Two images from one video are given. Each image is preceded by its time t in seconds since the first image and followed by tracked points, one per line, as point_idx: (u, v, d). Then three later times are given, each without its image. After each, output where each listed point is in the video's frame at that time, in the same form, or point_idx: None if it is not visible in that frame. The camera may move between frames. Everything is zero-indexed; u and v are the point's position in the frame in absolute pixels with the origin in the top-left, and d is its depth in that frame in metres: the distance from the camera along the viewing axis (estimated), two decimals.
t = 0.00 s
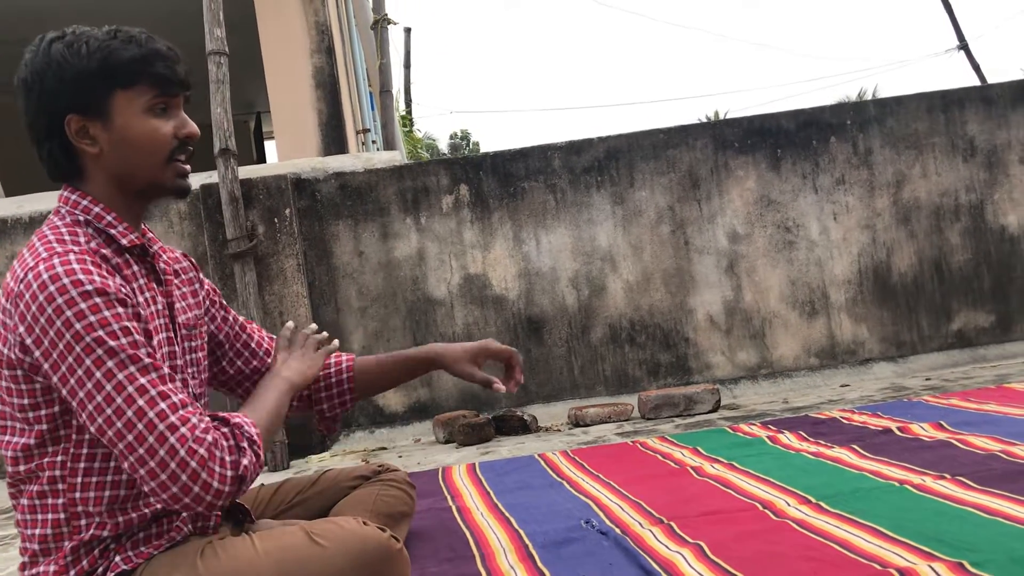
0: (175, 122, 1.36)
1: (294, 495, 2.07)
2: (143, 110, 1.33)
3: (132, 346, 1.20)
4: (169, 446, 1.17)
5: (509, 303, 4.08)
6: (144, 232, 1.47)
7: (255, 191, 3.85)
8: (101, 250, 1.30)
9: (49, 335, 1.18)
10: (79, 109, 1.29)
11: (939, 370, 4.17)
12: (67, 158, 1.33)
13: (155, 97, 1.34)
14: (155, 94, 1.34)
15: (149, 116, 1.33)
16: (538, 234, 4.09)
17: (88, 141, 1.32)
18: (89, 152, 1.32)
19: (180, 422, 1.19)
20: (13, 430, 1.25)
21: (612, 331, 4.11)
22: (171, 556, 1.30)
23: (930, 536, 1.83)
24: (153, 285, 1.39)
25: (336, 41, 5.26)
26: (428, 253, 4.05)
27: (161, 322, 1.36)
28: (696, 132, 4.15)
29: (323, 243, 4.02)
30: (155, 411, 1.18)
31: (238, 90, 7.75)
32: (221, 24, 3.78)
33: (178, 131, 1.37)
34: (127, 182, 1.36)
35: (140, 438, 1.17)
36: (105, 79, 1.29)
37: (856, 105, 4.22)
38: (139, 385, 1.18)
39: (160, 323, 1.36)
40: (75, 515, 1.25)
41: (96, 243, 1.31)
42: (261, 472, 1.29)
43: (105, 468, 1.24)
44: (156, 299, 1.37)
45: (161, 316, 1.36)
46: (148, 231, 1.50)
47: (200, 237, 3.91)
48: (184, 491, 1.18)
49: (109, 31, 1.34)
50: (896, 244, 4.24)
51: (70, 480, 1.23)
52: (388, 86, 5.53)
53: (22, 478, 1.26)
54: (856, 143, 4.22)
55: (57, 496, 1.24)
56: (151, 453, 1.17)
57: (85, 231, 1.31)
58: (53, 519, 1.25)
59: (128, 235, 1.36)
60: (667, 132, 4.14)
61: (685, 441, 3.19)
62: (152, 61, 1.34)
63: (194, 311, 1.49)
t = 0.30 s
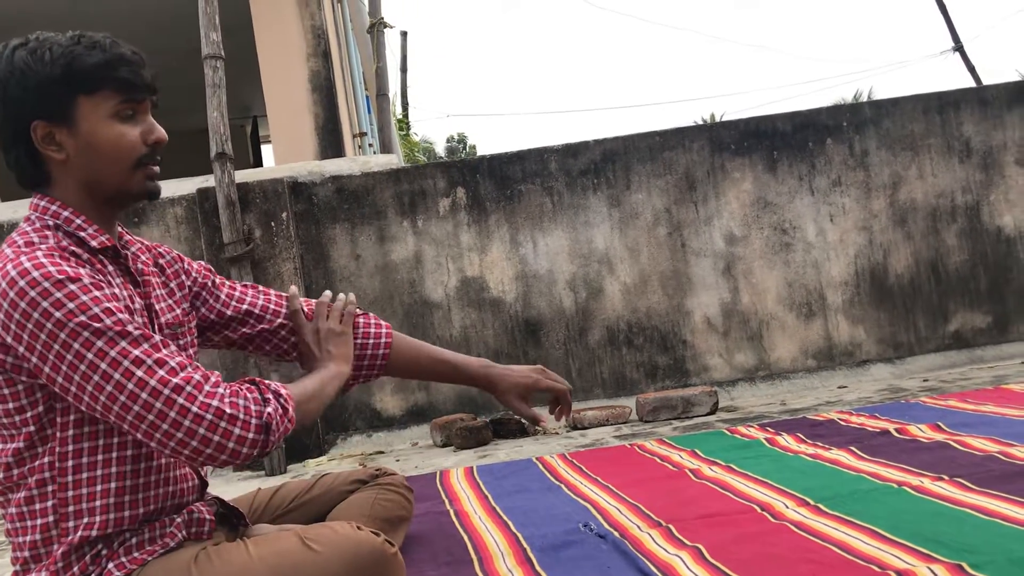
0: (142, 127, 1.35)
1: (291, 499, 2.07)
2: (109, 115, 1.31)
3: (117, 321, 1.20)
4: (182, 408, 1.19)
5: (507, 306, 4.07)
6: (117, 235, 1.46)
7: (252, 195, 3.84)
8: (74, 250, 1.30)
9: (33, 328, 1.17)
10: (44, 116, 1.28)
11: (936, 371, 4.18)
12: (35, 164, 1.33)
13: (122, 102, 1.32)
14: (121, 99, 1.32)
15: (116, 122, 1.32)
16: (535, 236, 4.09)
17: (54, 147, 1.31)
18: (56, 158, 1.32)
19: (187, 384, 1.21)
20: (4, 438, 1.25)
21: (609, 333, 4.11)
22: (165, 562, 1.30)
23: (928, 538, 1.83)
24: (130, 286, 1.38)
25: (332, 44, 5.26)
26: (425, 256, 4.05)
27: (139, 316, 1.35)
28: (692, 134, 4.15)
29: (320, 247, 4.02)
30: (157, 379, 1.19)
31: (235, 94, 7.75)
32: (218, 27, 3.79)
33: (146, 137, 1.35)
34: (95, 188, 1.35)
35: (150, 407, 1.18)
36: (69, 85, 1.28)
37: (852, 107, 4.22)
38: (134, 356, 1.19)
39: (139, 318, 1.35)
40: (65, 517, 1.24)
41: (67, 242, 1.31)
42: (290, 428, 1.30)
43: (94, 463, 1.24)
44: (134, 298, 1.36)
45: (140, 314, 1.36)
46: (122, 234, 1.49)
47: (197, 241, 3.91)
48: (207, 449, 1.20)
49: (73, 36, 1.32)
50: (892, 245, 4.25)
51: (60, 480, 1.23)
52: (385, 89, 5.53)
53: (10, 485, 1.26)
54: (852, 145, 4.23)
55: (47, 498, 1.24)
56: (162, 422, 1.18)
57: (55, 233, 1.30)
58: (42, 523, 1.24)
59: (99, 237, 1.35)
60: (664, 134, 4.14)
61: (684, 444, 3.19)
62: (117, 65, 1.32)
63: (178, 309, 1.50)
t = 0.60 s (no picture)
0: (136, 133, 1.34)
1: (293, 504, 2.07)
2: (101, 123, 1.30)
3: (115, 341, 1.19)
4: (163, 439, 1.18)
5: (508, 310, 4.07)
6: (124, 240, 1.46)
7: (253, 200, 3.84)
8: (75, 258, 1.29)
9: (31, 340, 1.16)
10: (37, 126, 1.28)
11: (939, 374, 4.17)
12: (34, 175, 1.33)
13: (113, 109, 1.31)
14: (111, 106, 1.31)
15: (108, 130, 1.31)
16: (536, 240, 4.09)
17: (50, 156, 1.31)
18: (53, 167, 1.32)
19: (173, 415, 1.20)
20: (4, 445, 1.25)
21: (611, 337, 4.10)
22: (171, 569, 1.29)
23: (934, 540, 1.82)
24: (132, 292, 1.38)
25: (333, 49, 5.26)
26: (427, 260, 4.05)
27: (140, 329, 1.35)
28: (694, 137, 4.15)
29: (321, 251, 4.01)
30: (144, 405, 1.18)
31: (236, 99, 7.76)
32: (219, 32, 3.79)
33: (140, 142, 1.34)
34: (93, 196, 1.35)
35: (132, 433, 1.17)
36: (57, 94, 1.27)
37: (853, 109, 4.22)
38: (125, 379, 1.18)
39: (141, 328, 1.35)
40: (67, 526, 1.23)
41: (69, 250, 1.30)
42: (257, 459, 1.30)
43: (89, 476, 1.22)
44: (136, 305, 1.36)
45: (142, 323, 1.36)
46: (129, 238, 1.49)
47: (198, 246, 3.91)
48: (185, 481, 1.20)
49: (62, 42, 1.30)
50: (894, 247, 4.24)
51: (59, 490, 1.22)
52: (386, 94, 5.54)
53: (12, 492, 1.26)
54: (853, 147, 4.22)
55: (49, 507, 1.23)
56: (145, 450, 1.17)
57: (58, 240, 1.30)
58: (45, 530, 1.23)
59: (101, 243, 1.34)
60: (665, 137, 4.14)
61: (686, 447, 3.18)
62: (107, 70, 1.30)
63: (183, 318, 1.50)
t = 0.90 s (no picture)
0: (181, 135, 1.40)
1: (302, 507, 2.08)
2: (148, 125, 1.36)
3: (37, 400, 1.11)
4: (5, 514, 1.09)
5: (514, 312, 4.08)
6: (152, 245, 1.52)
7: (259, 204, 3.86)
8: (102, 274, 1.30)
9: None
10: (83, 128, 1.32)
11: (946, 373, 4.16)
12: (77, 176, 1.37)
13: (159, 110, 1.37)
14: (157, 107, 1.37)
15: (154, 131, 1.36)
16: (541, 242, 4.10)
17: (95, 159, 1.35)
18: (97, 170, 1.36)
19: (21, 497, 1.09)
20: None
21: (617, 338, 4.11)
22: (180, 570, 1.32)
23: (941, 539, 1.82)
24: (158, 305, 1.41)
25: (337, 53, 5.28)
26: (432, 263, 4.06)
27: (159, 349, 1.36)
28: (698, 138, 4.16)
29: (327, 254, 4.03)
30: (12, 472, 1.09)
31: (241, 103, 7.79)
32: (224, 37, 3.82)
33: (185, 144, 1.40)
34: (134, 198, 1.39)
35: None
36: (106, 96, 1.31)
37: (856, 109, 4.22)
38: (20, 442, 1.09)
39: (165, 343, 1.39)
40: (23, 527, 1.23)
41: (97, 266, 1.31)
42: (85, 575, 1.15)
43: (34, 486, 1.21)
44: (162, 319, 1.40)
45: (166, 335, 1.39)
46: (161, 246, 1.59)
47: (205, 251, 3.90)
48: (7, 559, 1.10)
49: (109, 45, 1.35)
50: (899, 246, 4.24)
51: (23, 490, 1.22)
52: (391, 98, 5.56)
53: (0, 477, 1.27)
54: (858, 146, 4.23)
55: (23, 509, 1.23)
56: None
57: (88, 253, 1.32)
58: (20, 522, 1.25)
59: (133, 255, 1.37)
60: (669, 138, 4.15)
61: (693, 447, 3.19)
62: (153, 73, 1.36)
63: (199, 328, 1.59)
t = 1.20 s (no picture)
0: (214, 143, 1.40)
1: (317, 505, 2.10)
2: (182, 131, 1.36)
3: (56, 397, 1.11)
4: (25, 507, 1.11)
5: (525, 309, 4.08)
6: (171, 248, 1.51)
7: (270, 203, 3.88)
8: (127, 272, 1.31)
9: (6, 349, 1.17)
10: (118, 129, 1.32)
11: (959, 367, 4.14)
12: (105, 176, 1.36)
13: (194, 118, 1.38)
14: (193, 114, 1.37)
15: (187, 137, 1.37)
16: (552, 239, 4.09)
17: (125, 160, 1.34)
18: (127, 171, 1.35)
19: (38, 491, 1.10)
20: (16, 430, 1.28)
21: (629, 334, 4.11)
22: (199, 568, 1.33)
23: (958, 533, 1.81)
24: (177, 305, 1.43)
25: (346, 52, 5.28)
26: (443, 260, 4.07)
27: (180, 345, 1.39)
28: (708, 133, 4.14)
29: (338, 253, 4.04)
30: (32, 468, 1.10)
31: (250, 102, 7.80)
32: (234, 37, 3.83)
33: (217, 152, 1.40)
34: (160, 201, 1.38)
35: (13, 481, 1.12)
36: (144, 100, 1.32)
37: (868, 103, 4.20)
38: (38, 438, 1.10)
39: (183, 342, 1.40)
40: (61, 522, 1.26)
41: (121, 264, 1.32)
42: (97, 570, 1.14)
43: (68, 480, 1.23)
44: (180, 318, 1.42)
45: (184, 335, 1.42)
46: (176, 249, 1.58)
47: (217, 250, 3.90)
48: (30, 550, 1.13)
49: (149, 51, 1.37)
50: (912, 241, 4.22)
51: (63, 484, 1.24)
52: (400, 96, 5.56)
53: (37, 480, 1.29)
54: (869, 141, 4.20)
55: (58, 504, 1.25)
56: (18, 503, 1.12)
57: (111, 250, 1.33)
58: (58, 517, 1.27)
59: (156, 255, 1.39)
60: (679, 134, 4.14)
61: (706, 443, 3.18)
62: (191, 80, 1.37)
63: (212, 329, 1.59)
